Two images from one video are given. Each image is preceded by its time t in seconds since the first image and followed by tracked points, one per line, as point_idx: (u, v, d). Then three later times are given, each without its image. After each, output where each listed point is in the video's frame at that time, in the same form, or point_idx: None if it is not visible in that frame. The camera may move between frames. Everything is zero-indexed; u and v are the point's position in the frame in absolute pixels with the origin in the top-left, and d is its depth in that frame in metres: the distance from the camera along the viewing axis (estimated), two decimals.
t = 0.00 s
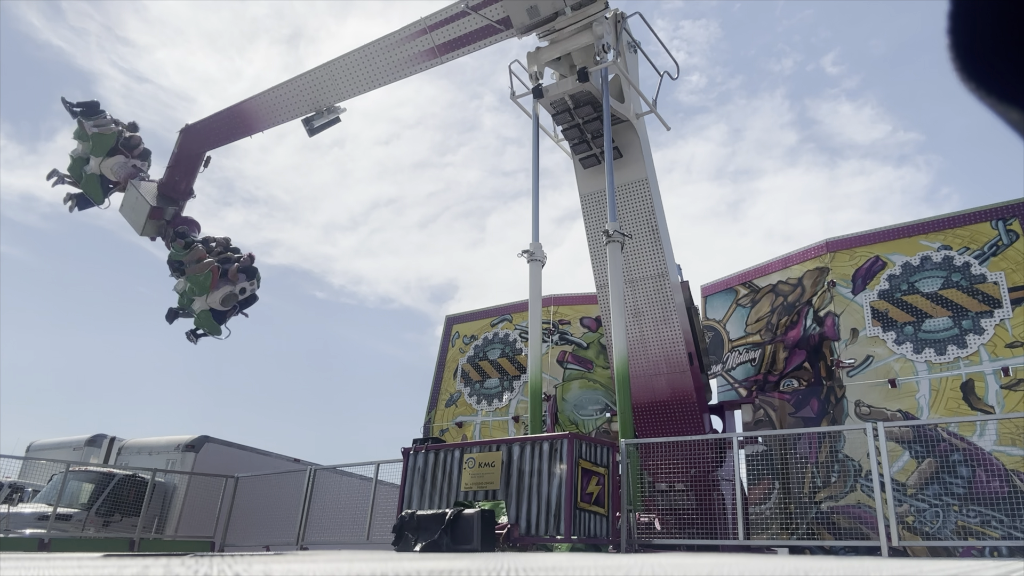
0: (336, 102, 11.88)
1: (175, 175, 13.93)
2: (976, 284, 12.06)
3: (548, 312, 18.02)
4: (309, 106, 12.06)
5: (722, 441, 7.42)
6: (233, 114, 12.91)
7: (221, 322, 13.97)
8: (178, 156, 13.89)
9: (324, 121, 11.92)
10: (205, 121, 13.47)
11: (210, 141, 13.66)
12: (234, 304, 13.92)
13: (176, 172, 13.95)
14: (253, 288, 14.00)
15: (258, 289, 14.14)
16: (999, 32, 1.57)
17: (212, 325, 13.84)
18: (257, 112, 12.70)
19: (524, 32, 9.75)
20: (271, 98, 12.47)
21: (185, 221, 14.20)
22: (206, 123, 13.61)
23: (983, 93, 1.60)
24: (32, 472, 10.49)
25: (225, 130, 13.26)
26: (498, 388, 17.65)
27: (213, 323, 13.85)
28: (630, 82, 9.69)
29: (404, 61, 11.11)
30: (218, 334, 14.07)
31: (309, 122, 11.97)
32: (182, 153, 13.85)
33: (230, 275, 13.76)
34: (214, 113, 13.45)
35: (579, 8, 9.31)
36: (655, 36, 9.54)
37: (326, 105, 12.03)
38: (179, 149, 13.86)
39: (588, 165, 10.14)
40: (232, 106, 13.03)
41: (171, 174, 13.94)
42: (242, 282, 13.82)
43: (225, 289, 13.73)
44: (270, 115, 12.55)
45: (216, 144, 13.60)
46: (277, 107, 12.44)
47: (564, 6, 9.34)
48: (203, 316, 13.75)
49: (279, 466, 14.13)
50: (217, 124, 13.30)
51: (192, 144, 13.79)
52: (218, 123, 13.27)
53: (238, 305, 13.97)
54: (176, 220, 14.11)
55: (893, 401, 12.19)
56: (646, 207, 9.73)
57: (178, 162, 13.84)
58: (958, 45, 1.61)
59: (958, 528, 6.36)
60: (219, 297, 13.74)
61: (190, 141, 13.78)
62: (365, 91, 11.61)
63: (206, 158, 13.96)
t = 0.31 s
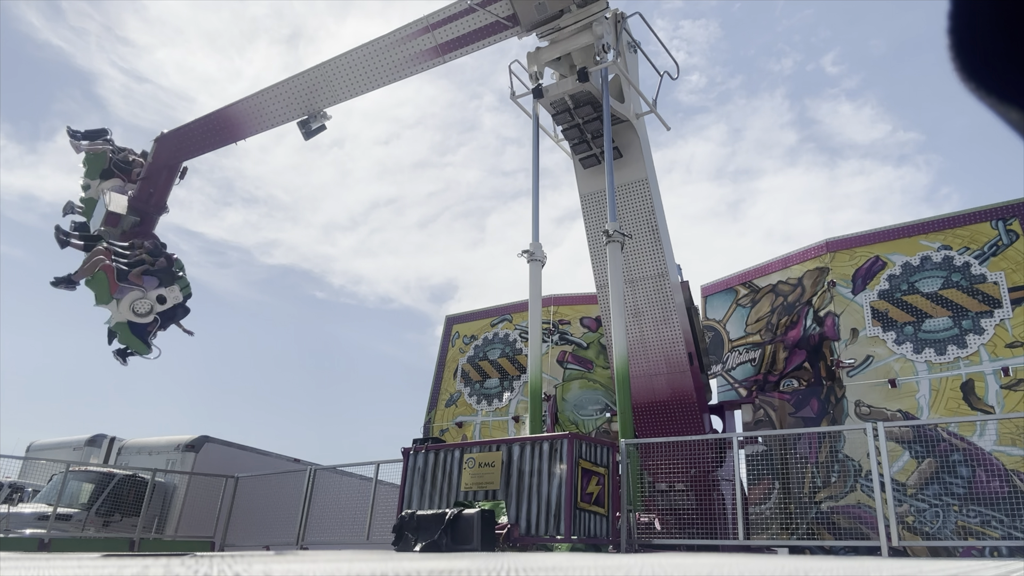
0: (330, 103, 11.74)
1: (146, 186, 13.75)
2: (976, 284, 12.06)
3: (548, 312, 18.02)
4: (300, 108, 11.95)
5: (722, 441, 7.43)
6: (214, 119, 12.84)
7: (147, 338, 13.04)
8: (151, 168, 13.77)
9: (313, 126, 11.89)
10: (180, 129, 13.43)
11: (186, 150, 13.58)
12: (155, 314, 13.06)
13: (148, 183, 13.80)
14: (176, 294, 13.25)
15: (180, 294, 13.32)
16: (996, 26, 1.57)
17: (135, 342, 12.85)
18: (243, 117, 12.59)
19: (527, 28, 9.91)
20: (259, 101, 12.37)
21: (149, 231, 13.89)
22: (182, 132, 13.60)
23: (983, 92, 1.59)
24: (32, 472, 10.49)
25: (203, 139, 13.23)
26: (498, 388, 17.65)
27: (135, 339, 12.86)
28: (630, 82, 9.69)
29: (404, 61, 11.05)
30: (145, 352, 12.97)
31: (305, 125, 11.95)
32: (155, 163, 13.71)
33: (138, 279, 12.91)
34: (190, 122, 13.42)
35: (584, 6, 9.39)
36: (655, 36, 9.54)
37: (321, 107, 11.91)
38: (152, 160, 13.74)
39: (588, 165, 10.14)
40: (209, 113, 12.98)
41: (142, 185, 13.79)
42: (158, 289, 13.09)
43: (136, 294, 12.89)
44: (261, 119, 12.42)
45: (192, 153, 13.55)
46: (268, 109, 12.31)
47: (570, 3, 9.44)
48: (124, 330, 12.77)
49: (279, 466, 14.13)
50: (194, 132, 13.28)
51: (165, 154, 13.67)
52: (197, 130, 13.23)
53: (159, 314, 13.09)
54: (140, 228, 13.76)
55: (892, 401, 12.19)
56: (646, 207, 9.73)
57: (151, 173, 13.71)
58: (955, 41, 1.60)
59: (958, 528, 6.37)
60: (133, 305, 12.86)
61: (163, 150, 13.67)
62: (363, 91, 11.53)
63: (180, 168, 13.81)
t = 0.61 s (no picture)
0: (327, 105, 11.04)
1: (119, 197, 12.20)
2: (976, 283, 12.05)
3: (548, 312, 18.02)
4: (297, 109, 11.07)
5: (722, 441, 7.43)
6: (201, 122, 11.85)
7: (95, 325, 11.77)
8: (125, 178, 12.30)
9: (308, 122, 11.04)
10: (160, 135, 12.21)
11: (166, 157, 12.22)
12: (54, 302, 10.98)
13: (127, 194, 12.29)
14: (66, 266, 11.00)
15: (73, 268, 11.02)
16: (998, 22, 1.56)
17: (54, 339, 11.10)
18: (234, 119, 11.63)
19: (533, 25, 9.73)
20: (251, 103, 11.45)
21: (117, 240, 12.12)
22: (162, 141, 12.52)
23: (984, 92, 1.59)
24: (32, 472, 10.50)
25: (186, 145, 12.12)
26: (498, 387, 17.65)
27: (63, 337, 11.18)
28: (630, 82, 9.69)
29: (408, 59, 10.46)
30: (73, 346, 11.26)
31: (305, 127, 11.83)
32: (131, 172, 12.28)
33: (12, 263, 10.92)
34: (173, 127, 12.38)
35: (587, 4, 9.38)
36: (655, 36, 9.54)
37: (322, 107, 11.12)
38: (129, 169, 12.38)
39: (588, 165, 10.14)
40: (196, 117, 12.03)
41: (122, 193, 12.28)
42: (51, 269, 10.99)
43: (23, 281, 10.87)
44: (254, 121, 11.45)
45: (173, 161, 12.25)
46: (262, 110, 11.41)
47: (576, 0, 9.37)
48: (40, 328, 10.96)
49: (278, 466, 14.13)
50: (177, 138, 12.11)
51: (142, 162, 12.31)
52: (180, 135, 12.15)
53: (63, 298, 11.03)
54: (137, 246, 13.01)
55: (892, 401, 12.20)
56: (646, 207, 9.73)
57: (130, 180, 12.22)
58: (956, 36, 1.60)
59: (957, 528, 6.38)
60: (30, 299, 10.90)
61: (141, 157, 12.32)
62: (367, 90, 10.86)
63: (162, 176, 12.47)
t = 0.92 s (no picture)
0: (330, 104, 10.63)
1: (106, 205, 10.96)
2: (976, 283, 12.06)
3: (548, 312, 18.02)
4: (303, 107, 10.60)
5: (722, 441, 7.43)
6: (195, 123, 11.18)
7: (28, 282, 9.31)
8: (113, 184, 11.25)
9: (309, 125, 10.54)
10: (152, 138, 11.39)
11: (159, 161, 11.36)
12: None
13: (113, 201, 11.08)
14: None
15: None
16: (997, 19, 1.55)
17: None
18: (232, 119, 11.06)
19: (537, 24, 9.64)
20: (252, 101, 10.93)
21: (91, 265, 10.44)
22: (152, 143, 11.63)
23: (983, 93, 1.59)
24: (32, 472, 10.52)
25: (182, 147, 11.34)
26: (498, 388, 17.65)
27: None
28: (630, 82, 9.69)
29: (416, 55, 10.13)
30: None
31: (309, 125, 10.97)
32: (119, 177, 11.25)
33: None
34: (163, 130, 11.64)
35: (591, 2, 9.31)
36: (655, 36, 9.53)
37: (325, 107, 10.68)
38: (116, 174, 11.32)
39: (588, 165, 10.14)
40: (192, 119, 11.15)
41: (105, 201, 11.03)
42: None
43: None
44: (254, 120, 10.91)
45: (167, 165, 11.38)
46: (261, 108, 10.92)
47: None
48: None
49: (279, 467, 14.13)
50: (172, 139, 11.31)
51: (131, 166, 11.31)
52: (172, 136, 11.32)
53: None
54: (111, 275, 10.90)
55: (892, 401, 12.20)
56: (646, 207, 9.74)
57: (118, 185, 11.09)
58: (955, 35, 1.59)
59: (957, 528, 6.38)
60: None
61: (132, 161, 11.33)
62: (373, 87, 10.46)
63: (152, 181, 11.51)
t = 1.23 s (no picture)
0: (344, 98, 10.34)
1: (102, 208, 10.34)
2: (976, 283, 12.06)
3: (548, 312, 18.03)
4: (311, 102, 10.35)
5: (722, 441, 7.43)
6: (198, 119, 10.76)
7: None
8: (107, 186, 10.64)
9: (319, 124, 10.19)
10: (148, 137, 10.90)
11: (157, 160, 10.90)
12: None
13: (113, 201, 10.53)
14: None
15: None
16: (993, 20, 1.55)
17: None
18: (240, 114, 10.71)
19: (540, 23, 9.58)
20: (257, 96, 10.54)
21: (59, 255, 9.10)
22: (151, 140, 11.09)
23: (983, 93, 1.58)
24: (32, 472, 10.52)
25: (181, 145, 10.91)
26: (498, 388, 17.66)
27: None
28: (630, 82, 9.70)
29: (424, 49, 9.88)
30: None
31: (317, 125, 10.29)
32: (115, 179, 10.68)
33: None
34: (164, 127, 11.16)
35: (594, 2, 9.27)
36: (655, 36, 9.53)
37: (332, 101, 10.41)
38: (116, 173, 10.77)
39: (588, 165, 10.14)
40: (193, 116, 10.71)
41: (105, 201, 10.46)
42: None
43: None
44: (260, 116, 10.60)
45: (167, 164, 10.98)
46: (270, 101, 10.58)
47: None
48: None
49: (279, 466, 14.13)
50: (171, 138, 10.86)
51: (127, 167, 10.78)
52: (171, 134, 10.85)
53: None
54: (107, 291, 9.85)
55: (892, 401, 12.20)
56: (646, 207, 9.74)
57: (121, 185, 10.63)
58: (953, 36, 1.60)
59: (957, 528, 6.38)
60: None
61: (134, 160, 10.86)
62: (385, 80, 10.20)
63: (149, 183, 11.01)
